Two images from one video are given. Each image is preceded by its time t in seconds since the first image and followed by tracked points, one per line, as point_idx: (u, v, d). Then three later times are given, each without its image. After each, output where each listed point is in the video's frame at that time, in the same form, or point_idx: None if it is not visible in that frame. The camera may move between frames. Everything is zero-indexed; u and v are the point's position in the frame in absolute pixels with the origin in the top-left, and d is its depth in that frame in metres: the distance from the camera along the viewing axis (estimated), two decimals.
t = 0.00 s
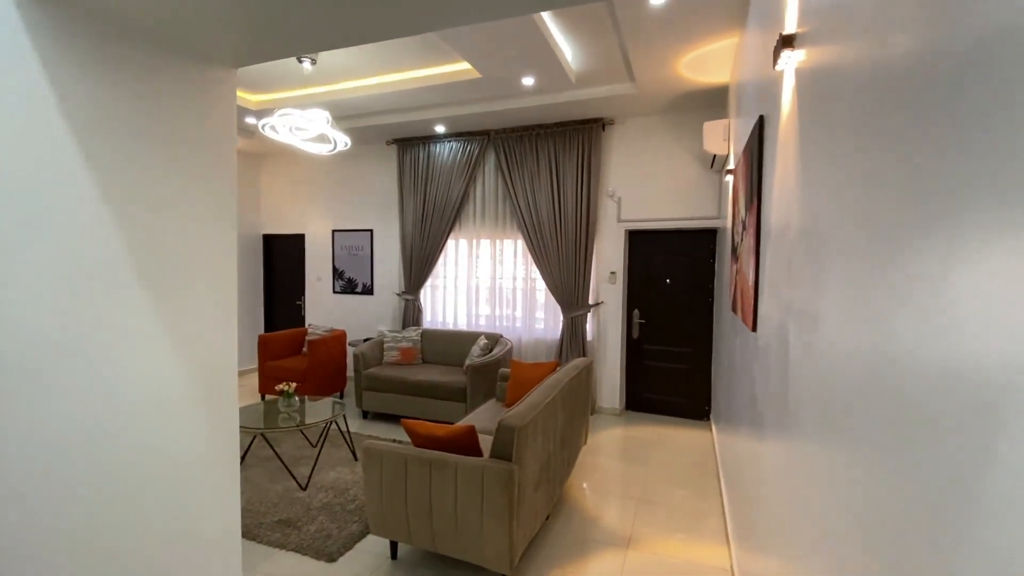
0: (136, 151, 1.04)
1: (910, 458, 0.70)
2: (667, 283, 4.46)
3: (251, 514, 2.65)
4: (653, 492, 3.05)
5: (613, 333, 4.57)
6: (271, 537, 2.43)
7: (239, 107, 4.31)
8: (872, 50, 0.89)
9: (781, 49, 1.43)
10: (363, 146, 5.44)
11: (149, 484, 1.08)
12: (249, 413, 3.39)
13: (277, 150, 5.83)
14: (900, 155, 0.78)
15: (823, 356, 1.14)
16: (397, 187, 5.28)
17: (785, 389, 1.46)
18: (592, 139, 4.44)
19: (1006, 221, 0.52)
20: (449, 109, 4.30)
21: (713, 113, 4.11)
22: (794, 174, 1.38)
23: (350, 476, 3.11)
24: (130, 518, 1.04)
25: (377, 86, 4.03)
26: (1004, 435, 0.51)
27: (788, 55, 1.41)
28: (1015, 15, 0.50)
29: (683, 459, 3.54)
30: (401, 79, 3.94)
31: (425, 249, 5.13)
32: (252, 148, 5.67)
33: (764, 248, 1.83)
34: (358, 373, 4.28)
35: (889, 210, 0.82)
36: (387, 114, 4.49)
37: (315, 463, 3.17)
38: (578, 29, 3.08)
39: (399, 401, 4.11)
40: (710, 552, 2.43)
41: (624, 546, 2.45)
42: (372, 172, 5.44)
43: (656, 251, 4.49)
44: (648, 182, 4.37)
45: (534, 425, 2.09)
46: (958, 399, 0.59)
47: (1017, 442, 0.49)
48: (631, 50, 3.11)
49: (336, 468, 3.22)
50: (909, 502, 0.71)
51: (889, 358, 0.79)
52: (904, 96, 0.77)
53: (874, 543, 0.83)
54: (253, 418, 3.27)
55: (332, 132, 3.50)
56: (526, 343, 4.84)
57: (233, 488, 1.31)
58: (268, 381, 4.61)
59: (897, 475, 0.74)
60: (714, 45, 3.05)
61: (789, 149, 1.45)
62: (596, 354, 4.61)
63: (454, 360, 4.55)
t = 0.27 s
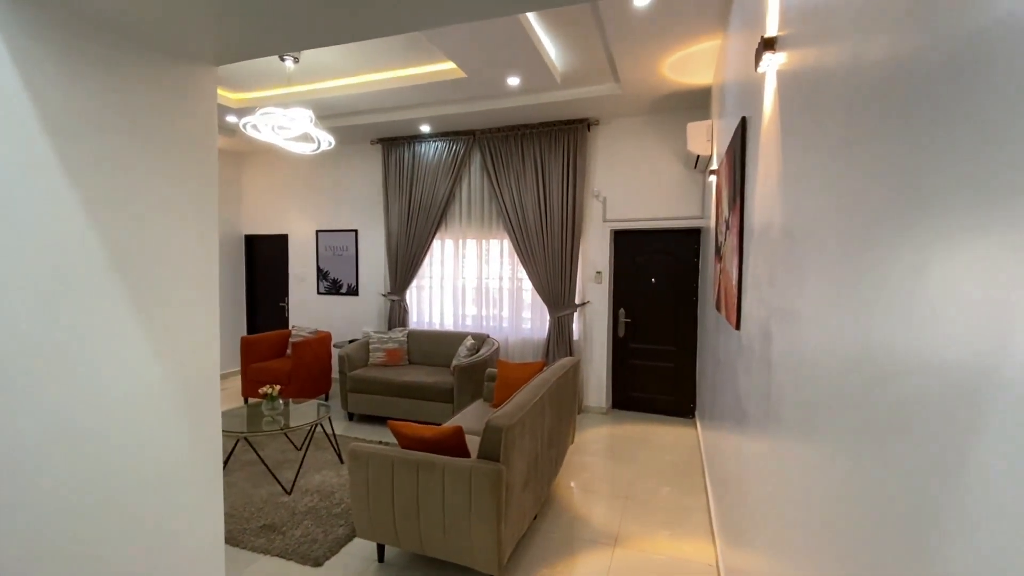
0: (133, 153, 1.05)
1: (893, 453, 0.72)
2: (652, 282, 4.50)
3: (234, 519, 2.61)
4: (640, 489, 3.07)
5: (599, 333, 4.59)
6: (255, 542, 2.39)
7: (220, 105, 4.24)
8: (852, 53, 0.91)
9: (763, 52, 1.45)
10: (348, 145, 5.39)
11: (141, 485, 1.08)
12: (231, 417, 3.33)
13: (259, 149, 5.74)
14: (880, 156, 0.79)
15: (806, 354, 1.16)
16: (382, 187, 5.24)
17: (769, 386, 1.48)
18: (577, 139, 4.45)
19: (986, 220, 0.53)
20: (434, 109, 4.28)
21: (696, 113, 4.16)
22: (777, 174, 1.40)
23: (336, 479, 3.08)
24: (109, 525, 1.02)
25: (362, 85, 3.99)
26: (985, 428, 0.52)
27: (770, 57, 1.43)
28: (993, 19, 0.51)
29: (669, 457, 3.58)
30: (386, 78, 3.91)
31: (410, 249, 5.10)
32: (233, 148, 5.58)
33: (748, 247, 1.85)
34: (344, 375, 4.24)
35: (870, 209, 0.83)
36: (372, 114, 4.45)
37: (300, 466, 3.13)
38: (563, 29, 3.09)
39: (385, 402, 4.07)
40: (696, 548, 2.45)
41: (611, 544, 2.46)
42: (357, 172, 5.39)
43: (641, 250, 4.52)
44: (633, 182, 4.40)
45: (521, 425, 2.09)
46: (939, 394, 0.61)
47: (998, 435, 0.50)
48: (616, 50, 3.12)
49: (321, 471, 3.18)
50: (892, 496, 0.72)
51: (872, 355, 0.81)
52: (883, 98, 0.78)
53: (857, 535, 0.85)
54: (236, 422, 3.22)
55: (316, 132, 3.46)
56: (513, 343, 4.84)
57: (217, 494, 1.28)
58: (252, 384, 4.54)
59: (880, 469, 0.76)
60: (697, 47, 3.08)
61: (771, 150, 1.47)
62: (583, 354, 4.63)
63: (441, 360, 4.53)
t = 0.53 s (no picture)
0: (119, 152, 1.04)
1: (884, 450, 0.72)
2: (644, 281, 4.52)
3: (224, 522, 2.57)
4: (633, 487, 3.08)
5: (591, 331, 4.60)
6: (245, 546, 2.36)
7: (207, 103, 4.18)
8: (842, 52, 0.92)
9: (754, 51, 1.46)
10: (338, 144, 5.35)
11: (130, 486, 1.07)
12: (221, 419, 3.29)
13: (247, 148, 5.68)
14: (871, 154, 0.80)
15: (797, 351, 1.17)
16: (373, 186, 5.21)
17: (760, 384, 1.49)
18: (569, 138, 4.46)
19: (976, 219, 0.53)
20: (426, 107, 4.26)
21: (687, 113, 4.18)
22: (767, 173, 1.41)
23: (327, 480, 3.05)
24: (98, 531, 1.00)
25: (352, 83, 3.96)
26: (979, 428, 0.52)
27: (761, 56, 1.44)
28: (984, 19, 0.52)
29: (661, 454, 3.60)
30: (376, 76, 3.88)
31: (401, 249, 5.07)
32: (221, 146, 5.51)
33: (739, 246, 1.86)
34: (335, 375, 4.21)
35: (860, 209, 0.84)
36: (362, 112, 4.42)
37: (291, 468, 3.10)
38: (554, 28, 3.08)
39: (377, 403, 4.05)
40: (688, 545, 2.47)
41: (604, 542, 2.47)
42: (347, 171, 5.36)
43: (632, 249, 4.54)
44: (624, 181, 4.41)
45: (514, 424, 2.09)
46: (930, 392, 0.61)
47: (990, 432, 0.50)
48: (607, 50, 3.13)
49: (312, 472, 3.15)
50: (883, 492, 0.72)
51: (862, 352, 0.82)
52: (873, 98, 0.79)
53: (848, 530, 0.86)
54: (225, 424, 3.18)
55: (306, 131, 3.42)
56: (505, 343, 4.84)
57: (206, 497, 1.26)
58: (241, 385, 4.49)
59: (872, 466, 0.76)
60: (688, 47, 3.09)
61: (762, 149, 1.48)
62: (575, 352, 4.64)
63: (433, 360, 4.52)
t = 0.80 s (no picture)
0: (112, 156, 1.03)
1: (882, 450, 0.72)
2: (641, 282, 4.52)
3: (220, 526, 2.55)
4: (631, 488, 3.08)
5: (588, 332, 4.59)
6: (242, 549, 2.35)
7: (202, 104, 4.16)
8: (839, 52, 0.92)
9: (750, 51, 1.45)
10: (334, 145, 5.33)
11: (124, 494, 1.05)
12: (216, 422, 3.27)
13: (243, 149, 5.66)
14: (868, 152, 0.80)
15: (795, 350, 1.17)
16: (369, 187, 5.19)
17: (758, 383, 1.49)
18: (565, 139, 4.46)
19: (973, 216, 0.53)
20: (422, 108, 4.25)
21: (683, 113, 4.19)
22: (765, 174, 1.41)
23: (324, 483, 3.04)
24: (91, 537, 0.98)
25: (348, 84, 3.94)
26: (977, 433, 0.52)
27: (758, 57, 1.44)
28: (982, 22, 0.52)
29: (659, 455, 3.60)
30: (373, 77, 3.87)
31: (398, 250, 5.06)
32: (216, 147, 5.49)
33: (736, 246, 1.87)
34: (331, 377, 4.19)
35: (857, 208, 0.84)
36: (359, 113, 4.41)
37: (287, 471, 3.08)
38: (550, 29, 3.08)
39: (374, 405, 4.04)
40: (686, 545, 2.47)
41: (602, 543, 2.47)
42: (343, 172, 5.34)
43: (629, 250, 4.54)
44: (621, 182, 4.42)
45: (512, 426, 2.08)
46: (930, 391, 0.60)
47: (990, 432, 0.50)
48: (603, 51, 3.13)
49: (309, 475, 3.14)
50: (882, 492, 0.72)
51: (860, 351, 0.81)
52: (870, 96, 0.79)
53: (847, 532, 0.85)
54: (220, 427, 3.16)
55: (301, 131, 3.41)
56: (502, 344, 4.83)
57: (201, 502, 1.25)
58: (237, 388, 4.47)
59: (870, 467, 0.76)
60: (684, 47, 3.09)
61: (759, 149, 1.48)
62: (572, 353, 4.64)
63: (430, 361, 4.51)
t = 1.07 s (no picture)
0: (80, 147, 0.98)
1: (874, 448, 0.71)
2: (629, 279, 4.52)
3: (202, 529, 2.50)
4: (619, 486, 3.08)
5: (577, 330, 4.59)
6: (225, 553, 2.30)
7: (183, 98, 4.06)
8: (831, 43, 0.91)
9: (741, 46, 1.45)
10: (320, 141, 5.26)
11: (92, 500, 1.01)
12: (199, 423, 3.20)
13: (226, 145, 5.55)
14: (859, 144, 0.79)
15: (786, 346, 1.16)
16: (356, 184, 5.13)
17: (748, 380, 1.49)
18: (554, 136, 4.44)
19: (968, 206, 0.52)
20: (409, 104, 4.21)
21: (672, 111, 4.20)
22: (756, 169, 1.40)
23: (310, 484, 2.99)
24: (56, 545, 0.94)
25: (334, 79, 3.88)
26: (972, 432, 0.51)
27: (748, 51, 1.44)
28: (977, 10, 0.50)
29: (648, 452, 3.60)
30: (360, 71, 3.81)
31: (386, 248, 5.00)
32: (198, 143, 5.38)
33: (725, 242, 1.86)
34: (317, 377, 4.13)
35: (849, 201, 0.83)
36: (345, 108, 4.35)
37: (272, 472, 3.03)
38: (539, 25, 3.06)
39: (361, 404, 3.99)
40: (676, 542, 2.47)
41: (592, 541, 2.46)
42: (330, 168, 5.27)
43: (618, 248, 4.54)
44: (610, 179, 4.41)
45: (501, 424, 2.06)
46: (925, 388, 0.59)
47: (987, 430, 0.48)
48: (593, 47, 3.11)
49: (295, 476, 3.08)
50: (874, 490, 0.71)
51: (852, 347, 0.80)
52: (863, 88, 0.78)
53: (837, 530, 0.85)
54: (203, 428, 3.09)
55: (286, 126, 3.34)
56: (491, 342, 4.80)
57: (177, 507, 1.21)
58: (221, 388, 4.38)
59: (862, 464, 0.75)
60: (674, 44, 3.09)
61: (750, 144, 1.47)
62: (561, 351, 4.63)
63: (418, 360, 4.47)
